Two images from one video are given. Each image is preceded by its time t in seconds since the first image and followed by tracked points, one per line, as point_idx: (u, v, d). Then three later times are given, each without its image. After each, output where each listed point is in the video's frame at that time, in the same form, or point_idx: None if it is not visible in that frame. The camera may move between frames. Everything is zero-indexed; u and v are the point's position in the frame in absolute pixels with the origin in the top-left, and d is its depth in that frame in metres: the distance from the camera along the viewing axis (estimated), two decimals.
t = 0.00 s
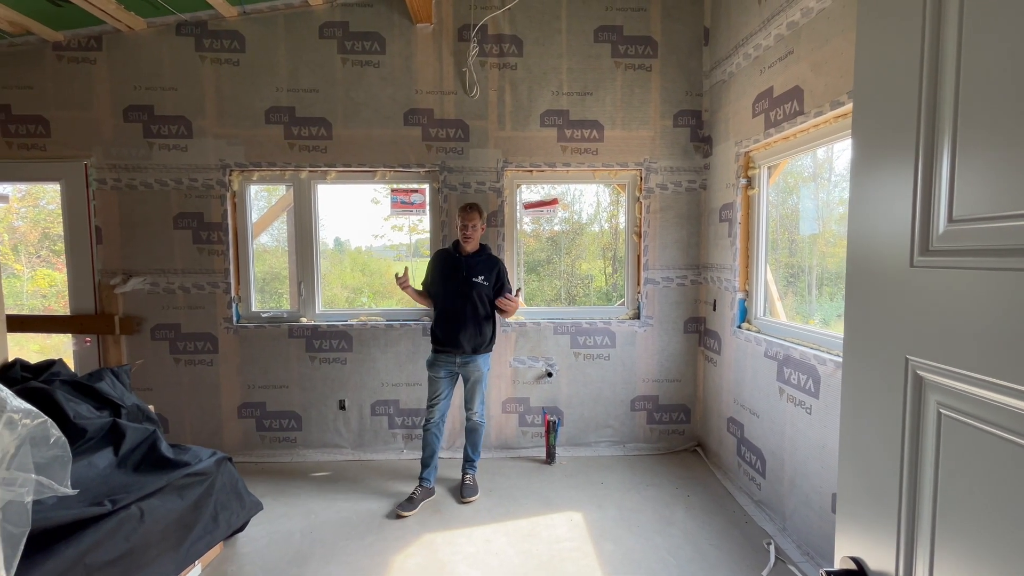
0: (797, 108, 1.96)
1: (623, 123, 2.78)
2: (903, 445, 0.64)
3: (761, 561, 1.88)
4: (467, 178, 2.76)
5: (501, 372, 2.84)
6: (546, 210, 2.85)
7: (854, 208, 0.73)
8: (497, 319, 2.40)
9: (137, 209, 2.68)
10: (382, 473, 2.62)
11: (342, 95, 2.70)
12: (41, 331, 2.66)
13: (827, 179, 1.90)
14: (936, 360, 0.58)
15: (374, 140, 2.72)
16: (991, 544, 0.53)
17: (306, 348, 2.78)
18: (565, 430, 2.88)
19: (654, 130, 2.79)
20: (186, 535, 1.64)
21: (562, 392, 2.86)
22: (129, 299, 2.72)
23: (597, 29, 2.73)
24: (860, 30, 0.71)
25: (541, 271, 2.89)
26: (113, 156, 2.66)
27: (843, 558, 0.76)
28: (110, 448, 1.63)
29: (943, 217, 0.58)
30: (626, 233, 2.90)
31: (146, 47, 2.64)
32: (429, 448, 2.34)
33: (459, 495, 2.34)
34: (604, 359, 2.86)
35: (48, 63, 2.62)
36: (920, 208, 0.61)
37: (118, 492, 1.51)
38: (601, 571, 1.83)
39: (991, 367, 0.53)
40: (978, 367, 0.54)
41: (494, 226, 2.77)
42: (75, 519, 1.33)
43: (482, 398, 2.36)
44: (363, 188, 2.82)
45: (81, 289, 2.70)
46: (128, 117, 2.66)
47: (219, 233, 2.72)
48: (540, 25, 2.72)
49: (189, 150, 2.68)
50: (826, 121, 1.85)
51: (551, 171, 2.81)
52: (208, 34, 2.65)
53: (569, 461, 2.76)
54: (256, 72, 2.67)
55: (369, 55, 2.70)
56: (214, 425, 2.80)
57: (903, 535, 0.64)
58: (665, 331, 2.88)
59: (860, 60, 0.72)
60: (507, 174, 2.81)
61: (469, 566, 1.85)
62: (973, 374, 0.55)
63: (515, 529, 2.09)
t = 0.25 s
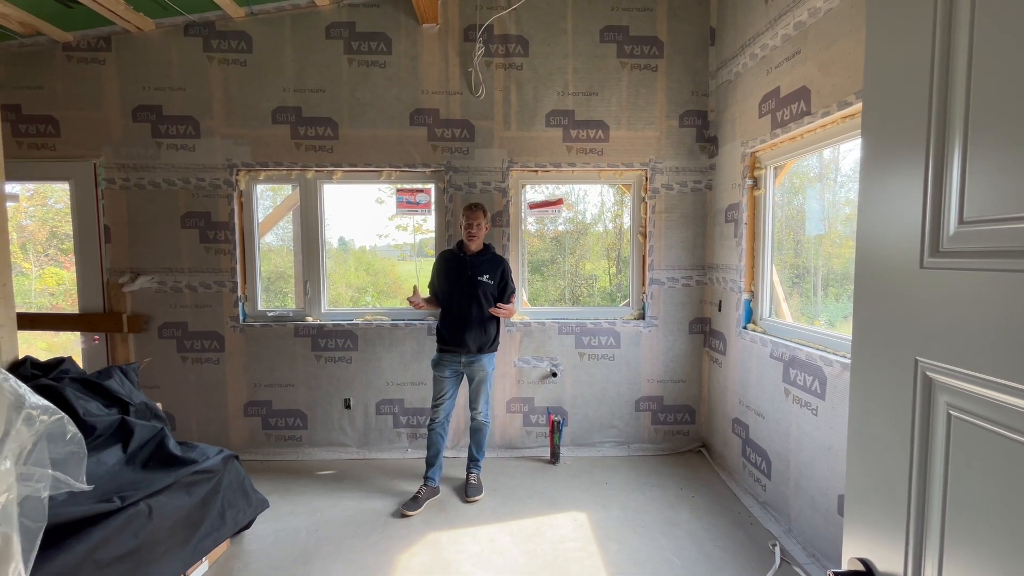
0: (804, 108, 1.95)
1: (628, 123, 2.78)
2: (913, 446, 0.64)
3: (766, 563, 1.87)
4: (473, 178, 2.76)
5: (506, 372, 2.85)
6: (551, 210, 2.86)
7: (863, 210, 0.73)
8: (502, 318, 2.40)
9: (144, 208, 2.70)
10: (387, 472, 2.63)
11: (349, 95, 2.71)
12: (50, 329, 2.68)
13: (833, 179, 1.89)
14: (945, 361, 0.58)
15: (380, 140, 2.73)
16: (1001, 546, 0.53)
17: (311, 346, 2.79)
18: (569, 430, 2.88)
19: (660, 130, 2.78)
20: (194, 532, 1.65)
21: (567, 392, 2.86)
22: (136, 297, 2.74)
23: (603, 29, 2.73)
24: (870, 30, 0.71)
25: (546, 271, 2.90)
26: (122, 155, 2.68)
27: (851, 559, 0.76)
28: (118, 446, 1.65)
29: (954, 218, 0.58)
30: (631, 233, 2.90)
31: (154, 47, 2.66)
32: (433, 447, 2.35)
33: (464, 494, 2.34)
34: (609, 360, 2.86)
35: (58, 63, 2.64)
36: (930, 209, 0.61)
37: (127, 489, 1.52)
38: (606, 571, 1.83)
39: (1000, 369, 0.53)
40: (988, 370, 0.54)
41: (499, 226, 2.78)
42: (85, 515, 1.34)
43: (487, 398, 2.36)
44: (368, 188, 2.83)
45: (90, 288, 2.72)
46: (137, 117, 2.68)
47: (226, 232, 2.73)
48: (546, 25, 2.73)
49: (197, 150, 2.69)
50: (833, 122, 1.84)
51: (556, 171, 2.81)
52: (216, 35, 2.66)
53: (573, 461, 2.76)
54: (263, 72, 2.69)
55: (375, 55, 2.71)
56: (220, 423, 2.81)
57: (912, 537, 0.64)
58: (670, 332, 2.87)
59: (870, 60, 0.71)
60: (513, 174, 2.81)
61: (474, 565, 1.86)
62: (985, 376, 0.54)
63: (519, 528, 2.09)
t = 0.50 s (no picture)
0: (811, 107, 1.94)
1: (633, 122, 2.77)
2: (920, 445, 0.64)
3: (770, 563, 1.87)
4: (477, 177, 2.76)
5: (510, 370, 2.85)
6: (554, 209, 2.85)
7: (870, 209, 0.73)
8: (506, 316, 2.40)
9: (151, 207, 2.72)
10: (391, 470, 2.64)
11: (354, 94, 2.72)
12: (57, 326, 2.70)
13: (839, 178, 1.88)
14: (954, 361, 0.58)
15: (384, 139, 2.74)
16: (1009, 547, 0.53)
17: (316, 345, 2.80)
18: (573, 429, 2.88)
19: (665, 129, 2.78)
20: (200, 528, 1.67)
21: (571, 391, 2.86)
22: (143, 295, 2.76)
23: (608, 28, 2.72)
24: (877, 27, 0.71)
25: (549, 270, 2.90)
26: (129, 154, 2.70)
27: (857, 558, 0.75)
28: (125, 442, 1.66)
29: (963, 217, 0.58)
30: (636, 232, 2.89)
31: (161, 47, 2.67)
32: (437, 445, 2.36)
33: (468, 492, 2.35)
34: (613, 359, 2.86)
35: (66, 63, 2.66)
36: (938, 207, 0.61)
37: (134, 485, 1.54)
38: (610, 570, 1.83)
39: (1009, 370, 0.52)
40: (997, 370, 0.54)
41: (503, 225, 2.78)
42: (93, 510, 1.36)
43: (491, 397, 2.36)
44: (372, 187, 2.83)
45: (97, 286, 2.74)
46: (143, 116, 2.69)
47: (232, 230, 2.75)
48: (551, 24, 2.72)
49: (203, 149, 2.71)
50: (840, 120, 1.83)
51: (560, 170, 2.81)
52: (222, 34, 2.68)
53: (576, 460, 2.76)
54: (269, 71, 2.70)
55: (380, 54, 2.71)
56: (226, 421, 2.83)
57: (919, 537, 0.64)
58: (675, 331, 2.87)
59: (878, 57, 0.71)
60: (517, 173, 2.81)
61: (478, 563, 1.86)
62: (995, 377, 0.54)
63: (523, 527, 2.10)
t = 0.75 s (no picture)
0: (819, 105, 1.92)
1: (639, 120, 2.76)
2: (932, 447, 0.63)
3: (777, 563, 1.86)
4: (483, 176, 2.76)
5: (515, 369, 2.85)
6: (560, 208, 2.85)
7: (881, 208, 0.72)
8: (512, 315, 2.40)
9: (159, 206, 2.74)
10: (396, 468, 2.65)
11: (360, 93, 2.72)
12: (67, 324, 2.73)
13: (846, 177, 1.87)
14: (966, 362, 0.57)
15: (390, 138, 2.74)
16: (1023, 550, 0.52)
17: (322, 343, 2.81)
18: (578, 428, 2.88)
19: (671, 127, 2.76)
20: (208, 525, 1.68)
21: (576, 390, 2.86)
22: (151, 294, 2.78)
23: (614, 26, 2.71)
24: (890, 24, 0.70)
25: (554, 269, 2.89)
26: (137, 153, 2.72)
27: (867, 560, 0.75)
28: (134, 439, 1.67)
29: (977, 216, 0.57)
30: (642, 232, 2.88)
31: (169, 47, 2.69)
32: (443, 444, 2.36)
33: (473, 491, 2.36)
34: (618, 358, 2.85)
35: (75, 63, 2.69)
36: (951, 207, 0.60)
37: (143, 482, 1.55)
38: (615, 570, 1.83)
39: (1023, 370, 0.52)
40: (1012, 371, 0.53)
41: (509, 224, 2.78)
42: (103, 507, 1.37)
43: (496, 396, 2.37)
44: (378, 186, 2.84)
45: (106, 284, 2.77)
46: (152, 116, 2.71)
47: (239, 229, 2.76)
48: (557, 22, 2.72)
49: (210, 148, 2.73)
50: (849, 118, 1.82)
51: (565, 169, 2.80)
52: (229, 34, 2.69)
53: (581, 459, 2.76)
54: (276, 71, 2.71)
55: (386, 53, 2.72)
56: (233, 418, 2.85)
57: (930, 540, 0.63)
58: (680, 331, 2.86)
59: (891, 55, 0.70)
60: (523, 172, 2.81)
61: (484, 561, 1.86)
62: (1008, 378, 0.53)
63: (528, 526, 2.10)
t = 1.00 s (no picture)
0: (830, 101, 1.90)
1: (646, 118, 2.74)
2: (952, 450, 0.61)
3: (785, 564, 1.84)
4: (489, 174, 2.76)
5: (521, 368, 2.84)
6: (566, 206, 2.83)
7: (897, 205, 0.71)
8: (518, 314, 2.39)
9: (166, 205, 2.76)
10: (403, 466, 2.65)
11: (366, 91, 2.72)
12: (76, 322, 2.75)
13: (855, 175, 1.85)
14: (988, 361, 0.56)
15: (396, 136, 2.74)
16: None
17: (328, 341, 2.82)
18: (584, 427, 2.87)
19: (678, 124, 2.74)
20: (216, 523, 1.68)
21: (582, 389, 2.85)
22: (159, 292, 2.79)
23: (621, 23, 2.70)
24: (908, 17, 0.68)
25: (559, 268, 2.88)
26: (145, 152, 2.74)
27: (882, 563, 0.74)
28: (143, 437, 1.68)
29: (1001, 212, 0.55)
30: (649, 230, 2.86)
31: (176, 46, 2.70)
32: (449, 443, 2.36)
33: (479, 490, 2.35)
34: (625, 357, 2.84)
35: (84, 63, 2.70)
36: (972, 206, 0.58)
37: (152, 479, 1.56)
38: (622, 569, 1.82)
39: None
40: None
41: (515, 222, 2.77)
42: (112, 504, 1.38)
43: (503, 395, 2.36)
44: (384, 184, 2.84)
45: (114, 282, 2.79)
46: (159, 115, 2.72)
47: (246, 228, 2.77)
48: (563, 20, 2.70)
49: (217, 147, 2.73)
50: (860, 115, 1.80)
51: (572, 166, 2.79)
52: (236, 32, 2.69)
53: (588, 458, 2.75)
54: (282, 69, 2.71)
55: (392, 51, 2.71)
56: (240, 416, 2.86)
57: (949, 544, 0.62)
58: (687, 330, 2.84)
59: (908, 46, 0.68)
60: (529, 170, 2.80)
61: (490, 560, 1.86)
62: None
63: (535, 525, 2.09)
